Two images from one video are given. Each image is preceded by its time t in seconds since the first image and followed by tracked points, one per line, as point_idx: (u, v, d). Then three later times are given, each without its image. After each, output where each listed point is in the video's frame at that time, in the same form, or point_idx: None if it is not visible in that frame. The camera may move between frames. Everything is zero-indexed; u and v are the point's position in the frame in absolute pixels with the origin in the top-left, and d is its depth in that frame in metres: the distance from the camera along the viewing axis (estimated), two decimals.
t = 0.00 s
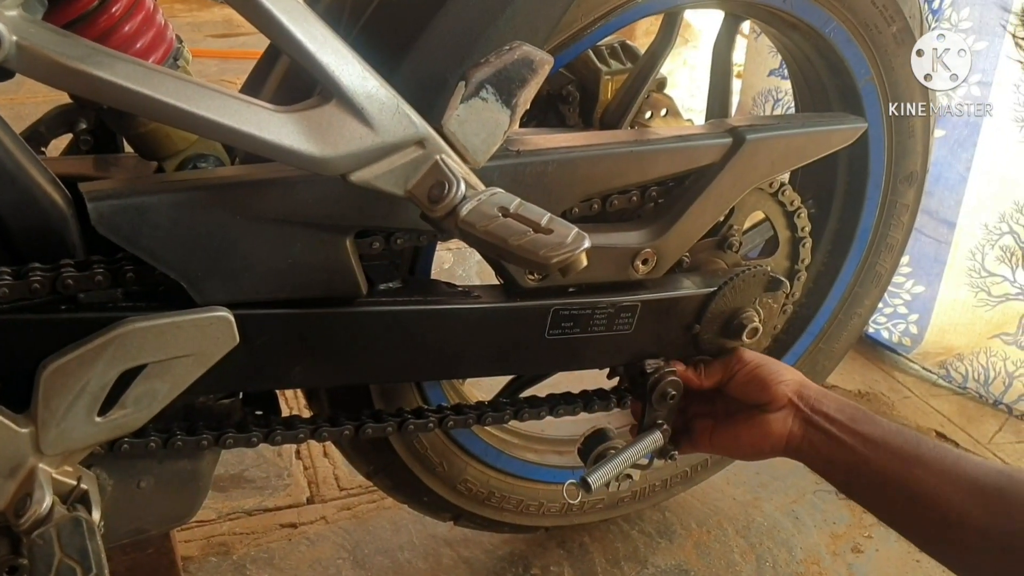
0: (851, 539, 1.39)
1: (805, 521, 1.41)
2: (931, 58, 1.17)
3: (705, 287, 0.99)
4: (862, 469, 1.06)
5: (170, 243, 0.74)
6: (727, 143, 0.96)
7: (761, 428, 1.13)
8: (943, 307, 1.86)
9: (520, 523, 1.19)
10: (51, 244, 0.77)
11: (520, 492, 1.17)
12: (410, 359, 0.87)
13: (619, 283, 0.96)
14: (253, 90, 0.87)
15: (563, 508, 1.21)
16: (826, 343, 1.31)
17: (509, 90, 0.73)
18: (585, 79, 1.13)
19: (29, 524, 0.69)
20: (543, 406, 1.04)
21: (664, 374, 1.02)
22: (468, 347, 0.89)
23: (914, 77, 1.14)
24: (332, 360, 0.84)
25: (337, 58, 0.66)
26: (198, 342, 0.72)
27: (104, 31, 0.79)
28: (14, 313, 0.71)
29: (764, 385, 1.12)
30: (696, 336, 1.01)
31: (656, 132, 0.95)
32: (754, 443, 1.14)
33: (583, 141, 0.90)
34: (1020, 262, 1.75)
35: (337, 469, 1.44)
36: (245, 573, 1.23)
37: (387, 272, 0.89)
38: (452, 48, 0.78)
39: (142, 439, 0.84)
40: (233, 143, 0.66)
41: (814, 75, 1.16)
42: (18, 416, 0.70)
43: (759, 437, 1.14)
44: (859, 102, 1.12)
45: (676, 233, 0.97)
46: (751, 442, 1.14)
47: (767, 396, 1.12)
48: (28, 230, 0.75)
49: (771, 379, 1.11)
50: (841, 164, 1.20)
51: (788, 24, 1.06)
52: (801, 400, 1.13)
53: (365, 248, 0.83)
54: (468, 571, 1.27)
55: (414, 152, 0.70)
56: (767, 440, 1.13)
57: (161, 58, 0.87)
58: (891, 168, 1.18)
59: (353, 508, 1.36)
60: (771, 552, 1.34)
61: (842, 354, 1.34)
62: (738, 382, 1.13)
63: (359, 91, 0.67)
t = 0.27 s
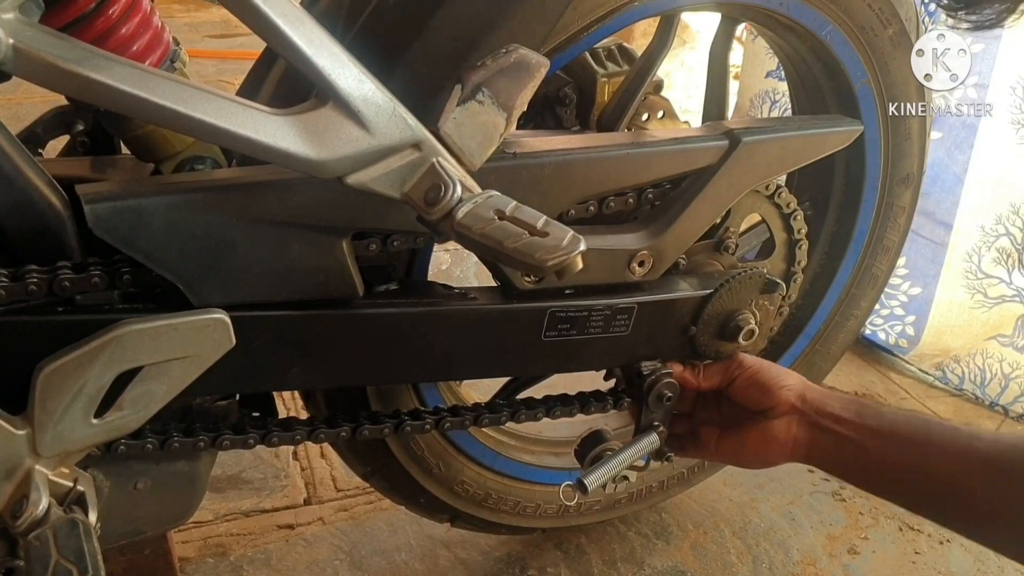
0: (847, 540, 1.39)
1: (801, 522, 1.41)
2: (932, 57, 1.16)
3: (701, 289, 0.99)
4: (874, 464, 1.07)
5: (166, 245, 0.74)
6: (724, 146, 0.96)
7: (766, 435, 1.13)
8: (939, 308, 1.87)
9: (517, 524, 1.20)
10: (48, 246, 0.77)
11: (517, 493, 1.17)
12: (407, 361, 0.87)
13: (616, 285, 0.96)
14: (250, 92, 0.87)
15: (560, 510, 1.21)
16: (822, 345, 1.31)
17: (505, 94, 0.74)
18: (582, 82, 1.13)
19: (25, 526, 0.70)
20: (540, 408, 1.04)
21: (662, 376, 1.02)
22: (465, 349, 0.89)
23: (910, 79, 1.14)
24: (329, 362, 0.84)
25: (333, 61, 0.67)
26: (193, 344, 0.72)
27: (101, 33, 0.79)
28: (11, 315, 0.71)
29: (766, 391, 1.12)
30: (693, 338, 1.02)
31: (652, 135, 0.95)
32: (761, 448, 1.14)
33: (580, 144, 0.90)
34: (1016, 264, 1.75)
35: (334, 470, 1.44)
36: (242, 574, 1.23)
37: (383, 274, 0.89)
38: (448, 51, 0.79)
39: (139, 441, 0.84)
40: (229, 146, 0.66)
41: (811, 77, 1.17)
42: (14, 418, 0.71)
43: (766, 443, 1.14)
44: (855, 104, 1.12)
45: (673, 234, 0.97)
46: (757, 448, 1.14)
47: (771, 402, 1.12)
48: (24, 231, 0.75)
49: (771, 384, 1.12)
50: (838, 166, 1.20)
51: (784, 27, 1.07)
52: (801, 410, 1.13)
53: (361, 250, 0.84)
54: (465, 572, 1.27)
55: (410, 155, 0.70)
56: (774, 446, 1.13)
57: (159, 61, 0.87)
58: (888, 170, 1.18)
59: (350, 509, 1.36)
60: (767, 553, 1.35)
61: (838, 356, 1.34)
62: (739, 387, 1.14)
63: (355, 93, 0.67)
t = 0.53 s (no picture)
0: (847, 540, 1.39)
1: (801, 521, 1.42)
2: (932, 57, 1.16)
3: (702, 288, 1.00)
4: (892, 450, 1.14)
5: (169, 242, 0.74)
6: (725, 145, 0.96)
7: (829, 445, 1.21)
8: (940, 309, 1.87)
9: (517, 523, 1.20)
10: (50, 244, 0.77)
11: (518, 492, 1.17)
12: (408, 360, 0.87)
13: (617, 284, 0.96)
14: (252, 91, 0.87)
15: (561, 509, 1.22)
16: (823, 344, 1.31)
17: (508, 92, 0.74)
18: (584, 82, 1.14)
19: (27, 523, 0.70)
20: (541, 406, 1.04)
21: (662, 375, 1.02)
22: (466, 347, 0.89)
23: (911, 78, 1.14)
24: (330, 361, 0.84)
25: (337, 60, 0.67)
26: (195, 342, 0.72)
27: (103, 30, 0.79)
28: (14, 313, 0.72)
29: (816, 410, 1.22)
30: (694, 337, 1.02)
31: (654, 134, 0.95)
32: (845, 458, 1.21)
33: (581, 143, 0.90)
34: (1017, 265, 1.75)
35: (334, 469, 1.44)
36: (242, 572, 1.23)
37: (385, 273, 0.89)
38: (450, 50, 0.79)
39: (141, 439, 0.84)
40: (232, 144, 0.66)
41: (812, 76, 1.17)
42: (17, 416, 0.71)
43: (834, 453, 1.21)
44: (857, 104, 1.12)
45: (675, 233, 0.97)
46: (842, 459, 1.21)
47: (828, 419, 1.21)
48: (27, 228, 0.75)
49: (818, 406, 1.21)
50: (839, 165, 1.20)
51: (785, 26, 1.07)
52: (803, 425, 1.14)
53: (363, 248, 0.84)
54: (465, 571, 1.27)
55: (414, 153, 0.70)
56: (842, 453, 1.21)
57: (160, 59, 0.87)
58: (888, 170, 1.18)
59: (350, 508, 1.36)
60: (767, 553, 1.35)
61: (839, 356, 1.34)
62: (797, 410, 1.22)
63: (358, 92, 0.67)
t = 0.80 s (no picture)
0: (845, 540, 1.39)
1: (799, 521, 1.42)
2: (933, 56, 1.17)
3: (701, 288, 0.99)
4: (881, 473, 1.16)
5: (166, 241, 0.74)
6: (724, 144, 0.96)
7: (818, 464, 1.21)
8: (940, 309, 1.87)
9: (515, 522, 1.19)
10: (48, 243, 0.77)
11: (516, 492, 1.17)
12: (406, 359, 0.87)
13: (615, 283, 0.96)
14: (249, 89, 0.87)
15: (559, 508, 1.21)
16: (822, 344, 1.30)
17: (507, 91, 0.73)
18: (583, 81, 1.14)
19: (24, 522, 0.69)
20: (539, 406, 1.04)
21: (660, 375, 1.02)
22: (464, 347, 0.89)
23: (910, 78, 1.14)
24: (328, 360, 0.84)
25: (334, 58, 0.66)
26: (193, 340, 0.73)
27: (100, 29, 0.79)
28: (11, 311, 0.72)
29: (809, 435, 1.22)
30: (692, 336, 1.02)
31: (652, 133, 0.95)
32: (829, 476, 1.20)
33: (579, 142, 0.90)
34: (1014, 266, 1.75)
35: (332, 468, 1.44)
36: (239, 571, 1.23)
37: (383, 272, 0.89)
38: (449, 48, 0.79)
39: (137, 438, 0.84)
40: (229, 142, 0.66)
41: (811, 76, 1.17)
42: (13, 414, 0.70)
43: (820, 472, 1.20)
44: (855, 103, 1.12)
45: (673, 233, 0.97)
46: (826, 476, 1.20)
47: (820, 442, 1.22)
48: (23, 226, 0.75)
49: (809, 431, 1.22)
50: (838, 165, 1.20)
51: (784, 26, 1.06)
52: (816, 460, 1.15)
53: (361, 247, 0.84)
54: (463, 570, 1.27)
55: (412, 152, 0.70)
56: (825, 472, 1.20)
57: (158, 57, 0.87)
58: (887, 170, 1.18)
59: (348, 507, 1.36)
60: (766, 552, 1.35)
61: (837, 355, 1.33)
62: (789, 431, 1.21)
63: (356, 91, 0.67)
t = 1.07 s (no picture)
0: (843, 540, 1.39)
1: (797, 521, 1.42)
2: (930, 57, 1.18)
3: (699, 288, 0.99)
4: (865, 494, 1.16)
5: (163, 242, 0.74)
6: (722, 144, 0.96)
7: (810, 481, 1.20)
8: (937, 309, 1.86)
9: (514, 523, 1.19)
10: (44, 243, 0.76)
11: (513, 492, 1.17)
12: (403, 360, 0.87)
13: (612, 284, 0.96)
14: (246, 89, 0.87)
15: (557, 509, 1.21)
16: (820, 344, 1.30)
17: (504, 90, 0.73)
18: (581, 80, 1.13)
19: (20, 524, 0.69)
20: (537, 406, 1.04)
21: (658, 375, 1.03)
22: (462, 347, 0.89)
23: (908, 78, 1.13)
24: (325, 360, 0.84)
25: (332, 58, 0.66)
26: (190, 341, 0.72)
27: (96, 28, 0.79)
28: (8, 312, 0.72)
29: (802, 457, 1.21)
30: (690, 336, 1.01)
31: (650, 133, 0.94)
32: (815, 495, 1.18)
33: (576, 142, 0.90)
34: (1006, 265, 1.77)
35: (330, 468, 1.44)
36: (237, 572, 1.23)
37: (380, 271, 0.89)
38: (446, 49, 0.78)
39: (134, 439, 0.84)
40: (226, 142, 0.65)
41: (809, 76, 1.17)
42: (9, 415, 0.70)
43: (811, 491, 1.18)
44: (853, 104, 1.12)
45: (671, 233, 0.97)
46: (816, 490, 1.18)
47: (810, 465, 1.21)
48: (20, 228, 0.75)
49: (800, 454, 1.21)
50: (835, 165, 1.20)
51: (782, 26, 1.06)
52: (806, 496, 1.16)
53: (357, 248, 0.83)
54: (460, 570, 1.27)
55: (409, 152, 0.70)
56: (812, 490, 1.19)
57: (155, 57, 0.87)
58: (884, 170, 1.18)
59: (346, 507, 1.36)
60: (763, 552, 1.35)
61: (835, 355, 1.33)
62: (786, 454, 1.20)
63: (354, 91, 0.67)
